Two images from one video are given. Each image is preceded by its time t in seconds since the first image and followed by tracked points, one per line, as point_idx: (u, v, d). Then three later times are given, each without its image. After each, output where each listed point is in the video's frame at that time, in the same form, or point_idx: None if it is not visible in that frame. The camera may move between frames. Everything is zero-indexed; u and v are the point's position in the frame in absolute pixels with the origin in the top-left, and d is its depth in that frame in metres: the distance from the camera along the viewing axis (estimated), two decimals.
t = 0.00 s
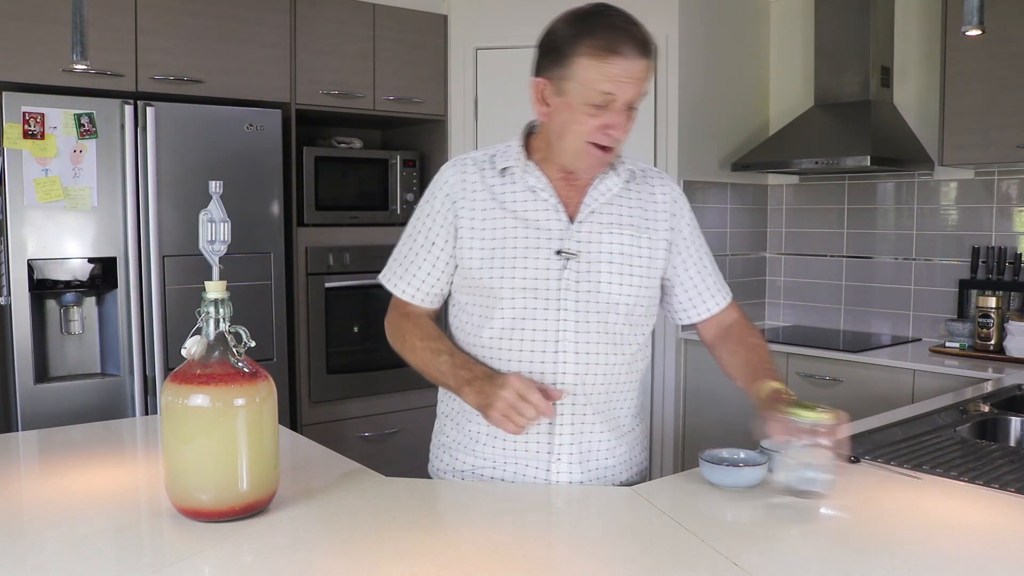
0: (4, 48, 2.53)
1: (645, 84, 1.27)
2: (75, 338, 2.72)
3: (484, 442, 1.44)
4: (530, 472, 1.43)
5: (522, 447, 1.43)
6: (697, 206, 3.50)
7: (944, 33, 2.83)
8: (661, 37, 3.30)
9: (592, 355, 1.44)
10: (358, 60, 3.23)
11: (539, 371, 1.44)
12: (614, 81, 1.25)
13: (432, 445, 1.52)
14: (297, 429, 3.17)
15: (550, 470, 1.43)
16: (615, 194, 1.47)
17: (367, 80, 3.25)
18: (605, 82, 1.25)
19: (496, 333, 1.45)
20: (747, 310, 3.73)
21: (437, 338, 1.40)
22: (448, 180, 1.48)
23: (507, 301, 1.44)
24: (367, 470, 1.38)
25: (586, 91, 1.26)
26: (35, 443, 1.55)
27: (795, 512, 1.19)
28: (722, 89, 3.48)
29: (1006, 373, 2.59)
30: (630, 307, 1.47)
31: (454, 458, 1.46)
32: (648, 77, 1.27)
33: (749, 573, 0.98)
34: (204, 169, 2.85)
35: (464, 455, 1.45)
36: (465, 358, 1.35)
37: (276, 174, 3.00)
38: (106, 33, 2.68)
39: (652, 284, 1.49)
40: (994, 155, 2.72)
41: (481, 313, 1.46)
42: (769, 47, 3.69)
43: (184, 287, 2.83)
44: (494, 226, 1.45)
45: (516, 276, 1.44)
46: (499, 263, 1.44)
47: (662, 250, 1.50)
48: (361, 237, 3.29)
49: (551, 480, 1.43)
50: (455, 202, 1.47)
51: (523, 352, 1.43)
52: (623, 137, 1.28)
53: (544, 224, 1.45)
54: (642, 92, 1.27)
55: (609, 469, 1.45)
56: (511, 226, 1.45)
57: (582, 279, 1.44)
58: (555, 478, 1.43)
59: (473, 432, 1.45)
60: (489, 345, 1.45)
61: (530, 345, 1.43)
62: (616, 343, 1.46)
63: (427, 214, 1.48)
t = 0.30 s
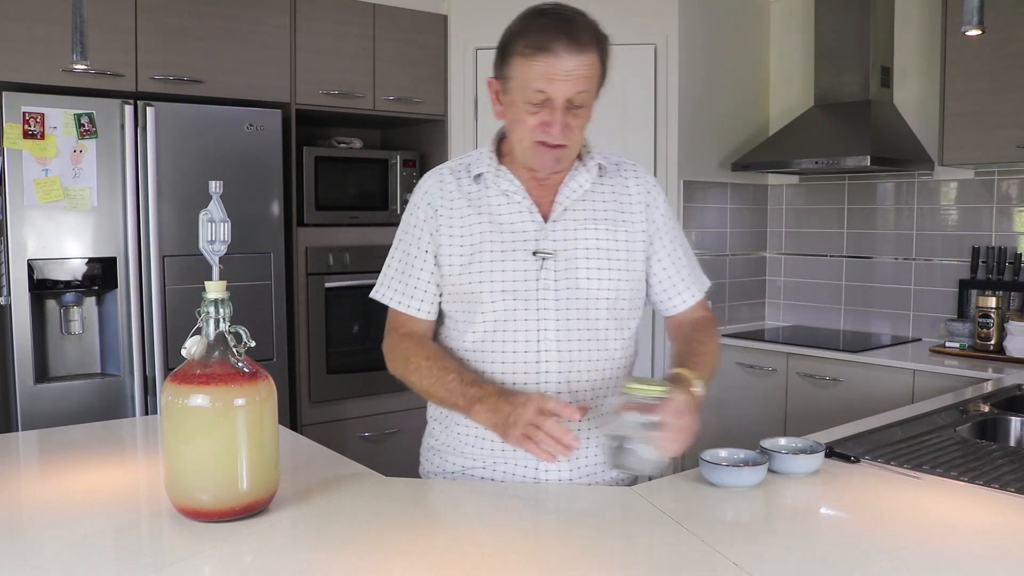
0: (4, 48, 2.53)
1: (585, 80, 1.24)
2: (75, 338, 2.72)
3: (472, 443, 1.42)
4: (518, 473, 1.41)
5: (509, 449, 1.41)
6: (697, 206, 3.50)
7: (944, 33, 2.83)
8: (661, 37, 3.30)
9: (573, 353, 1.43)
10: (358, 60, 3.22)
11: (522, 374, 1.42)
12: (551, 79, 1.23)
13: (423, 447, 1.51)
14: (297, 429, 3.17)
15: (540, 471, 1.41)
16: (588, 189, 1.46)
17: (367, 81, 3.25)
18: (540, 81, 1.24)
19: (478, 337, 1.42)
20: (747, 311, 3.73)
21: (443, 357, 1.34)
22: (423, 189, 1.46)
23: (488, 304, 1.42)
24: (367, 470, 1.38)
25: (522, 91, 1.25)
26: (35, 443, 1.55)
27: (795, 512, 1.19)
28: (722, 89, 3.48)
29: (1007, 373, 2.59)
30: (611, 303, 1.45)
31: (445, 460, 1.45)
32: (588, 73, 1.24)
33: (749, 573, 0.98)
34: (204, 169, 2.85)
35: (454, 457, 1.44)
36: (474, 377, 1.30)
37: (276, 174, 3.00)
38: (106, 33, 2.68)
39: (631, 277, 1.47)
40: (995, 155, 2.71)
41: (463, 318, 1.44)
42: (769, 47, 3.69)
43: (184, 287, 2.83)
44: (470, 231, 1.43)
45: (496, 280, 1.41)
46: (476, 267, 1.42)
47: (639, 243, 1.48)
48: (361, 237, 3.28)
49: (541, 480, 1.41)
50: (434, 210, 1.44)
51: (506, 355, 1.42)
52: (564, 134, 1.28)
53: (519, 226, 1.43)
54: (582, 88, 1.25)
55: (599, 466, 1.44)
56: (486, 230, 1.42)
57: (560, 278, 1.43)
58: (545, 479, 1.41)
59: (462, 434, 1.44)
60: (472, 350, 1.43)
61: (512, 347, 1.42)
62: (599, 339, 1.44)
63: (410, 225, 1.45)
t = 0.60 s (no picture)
0: (4, 48, 2.53)
1: (527, 82, 1.16)
2: (75, 338, 2.72)
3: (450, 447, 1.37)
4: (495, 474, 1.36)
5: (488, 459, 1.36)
6: (697, 206, 3.49)
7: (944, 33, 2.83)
8: (661, 38, 3.31)
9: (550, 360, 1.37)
10: (358, 60, 3.22)
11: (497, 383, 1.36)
12: (488, 83, 1.17)
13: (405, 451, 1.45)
14: (297, 429, 3.17)
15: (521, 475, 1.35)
16: (555, 188, 1.37)
17: (367, 81, 3.25)
18: (478, 84, 1.17)
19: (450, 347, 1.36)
20: (746, 311, 3.73)
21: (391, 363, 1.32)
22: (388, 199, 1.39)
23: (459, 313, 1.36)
24: (366, 470, 1.38)
25: (465, 94, 1.19)
26: (35, 442, 1.55)
27: (795, 512, 1.19)
28: (722, 89, 3.48)
29: (1007, 373, 2.59)
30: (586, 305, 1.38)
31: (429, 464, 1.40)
32: (530, 76, 1.16)
33: (749, 573, 0.98)
34: (204, 169, 2.85)
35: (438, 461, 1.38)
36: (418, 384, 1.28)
37: (276, 174, 3.00)
38: (107, 33, 2.68)
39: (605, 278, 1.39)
40: (995, 155, 2.71)
41: (435, 328, 1.38)
42: (769, 47, 3.69)
43: (183, 287, 2.83)
44: (438, 238, 1.37)
45: (463, 287, 1.35)
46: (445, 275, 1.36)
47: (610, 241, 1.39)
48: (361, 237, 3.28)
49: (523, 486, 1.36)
50: (400, 220, 1.38)
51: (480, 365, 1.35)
52: (511, 137, 1.22)
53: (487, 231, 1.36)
54: (523, 91, 1.17)
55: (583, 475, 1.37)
56: (453, 237, 1.36)
57: (532, 282, 1.36)
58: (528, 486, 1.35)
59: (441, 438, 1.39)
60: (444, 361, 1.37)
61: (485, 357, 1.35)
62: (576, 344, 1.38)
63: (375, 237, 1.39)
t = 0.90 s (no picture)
0: (4, 48, 2.53)
1: (470, 83, 1.26)
2: (75, 338, 2.72)
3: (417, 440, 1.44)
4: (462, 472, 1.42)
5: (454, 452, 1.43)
6: (697, 206, 3.48)
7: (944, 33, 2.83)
8: (661, 38, 3.31)
9: (510, 357, 1.43)
10: (358, 60, 3.22)
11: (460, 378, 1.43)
12: (432, 86, 1.26)
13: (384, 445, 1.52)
14: (297, 429, 3.17)
15: (484, 470, 1.41)
16: (515, 189, 1.44)
17: (367, 81, 3.25)
18: (424, 89, 1.27)
19: (416, 345, 1.44)
20: (747, 310, 3.74)
21: (355, 381, 1.37)
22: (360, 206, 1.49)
23: (423, 312, 1.43)
24: (365, 470, 1.38)
25: (416, 100, 1.29)
26: (35, 443, 1.55)
27: (794, 512, 1.19)
28: (722, 89, 3.48)
29: (1007, 373, 2.59)
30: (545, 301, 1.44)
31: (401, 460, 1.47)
32: (473, 76, 1.25)
33: (749, 573, 0.98)
34: (204, 169, 2.85)
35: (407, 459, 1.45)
36: (379, 400, 1.30)
37: (276, 174, 3.00)
38: (107, 33, 2.68)
39: (565, 274, 1.45)
40: (995, 155, 2.71)
41: (403, 327, 1.47)
42: (769, 47, 3.69)
43: (183, 287, 2.83)
44: (403, 242, 1.45)
45: (428, 285, 1.43)
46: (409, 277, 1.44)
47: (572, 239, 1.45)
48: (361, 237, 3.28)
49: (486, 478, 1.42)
50: (370, 225, 1.47)
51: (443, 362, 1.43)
52: (460, 139, 1.28)
53: (448, 233, 1.44)
54: (466, 91, 1.25)
55: (547, 466, 1.43)
56: (416, 239, 1.44)
57: (491, 281, 1.43)
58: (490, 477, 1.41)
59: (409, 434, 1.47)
60: (412, 358, 1.45)
61: (448, 353, 1.43)
62: (536, 340, 1.44)
63: (346, 242, 1.49)
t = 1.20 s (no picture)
0: (4, 48, 2.53)
1: (433, 81, 1.25)
2: (75, 338, 2.72)
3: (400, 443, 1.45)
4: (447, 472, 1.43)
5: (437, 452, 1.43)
6: (697, 206, 3.48)
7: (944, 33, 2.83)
8: (662, 38, 3.30)
9: (488, 356, 1.44)
10: (358, 60, 3.22)
11: (440, 378, 1.44)
12: (395, 87, 1.25)
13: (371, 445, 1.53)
14: (297, 429, 3.17)
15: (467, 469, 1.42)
16: (486, 188, 1.45)
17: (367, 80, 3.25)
18: (388, 90, 1.27)
19: (395, 348, 1.45)
20: (746, 310, 3.74)
21: (334, 395, 1.38)
22: (336, 215, 1.51)
23: (400, 315, 1.44)
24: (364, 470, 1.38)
25: (381, 102, 1.29)
26: (35, 443, 1.55)
27: (795, 512, 1.19)
28: (722, 89, 3.48)
29: (1007, 373, 2.59)
30: (521, 298, 1.45)
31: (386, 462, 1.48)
32: (436, 74, 1.25)
33: (749, 573, 0.98)
34: (204, 169, 2.85)
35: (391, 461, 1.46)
36: (358, 418, 1.31)
37: (276, 174, 3.00)
38: (107, 33, 2.68)
39: (539, 269, 1.46)
40: (995, 155, 2.71)
41: (382, 332, 1.48)
42: (769, 47, 3.69)
43: (183, 287, 2.83)
44: (378, 246, 1.47)
45: (404, 288, 1.44)
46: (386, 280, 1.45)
47: (545, 234, 1.46)
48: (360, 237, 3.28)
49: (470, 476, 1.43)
50: (345, 232, 1.49)
51: (422, 363, 1.43)
52: (426, 138, 1.28)
53: (423, 235, 1.45)
54: (431, 90, 1.25)
55: (530, 463, 1.44)
56: (391, 242, 1.45)
57: (467, 280, 1.44)
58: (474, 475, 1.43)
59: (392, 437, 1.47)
60: (392, 361, 1.46)
61: (427, 354, 1.43)
62: (514, 337, 1.45)
63: (323, 249, 1.51)
